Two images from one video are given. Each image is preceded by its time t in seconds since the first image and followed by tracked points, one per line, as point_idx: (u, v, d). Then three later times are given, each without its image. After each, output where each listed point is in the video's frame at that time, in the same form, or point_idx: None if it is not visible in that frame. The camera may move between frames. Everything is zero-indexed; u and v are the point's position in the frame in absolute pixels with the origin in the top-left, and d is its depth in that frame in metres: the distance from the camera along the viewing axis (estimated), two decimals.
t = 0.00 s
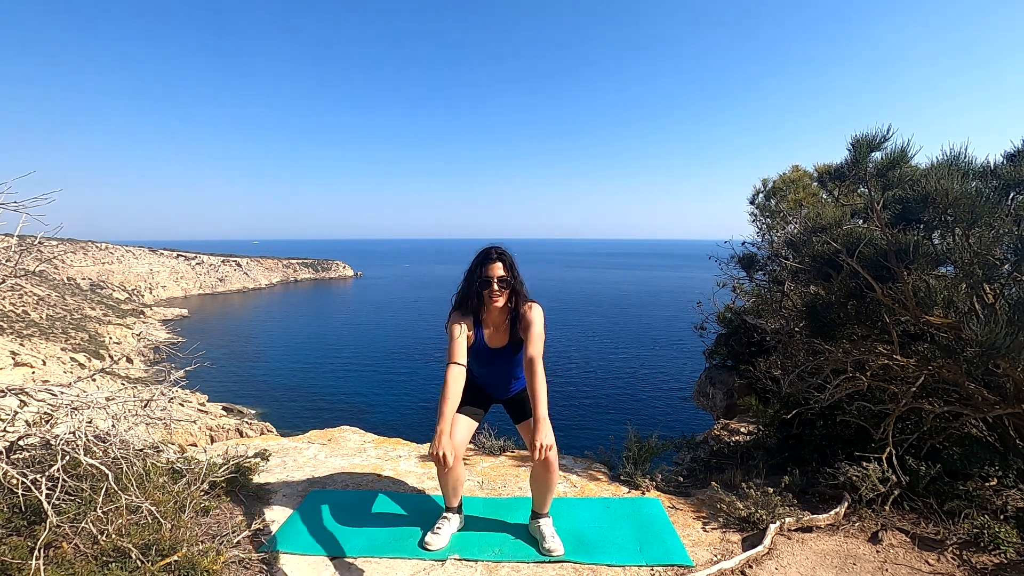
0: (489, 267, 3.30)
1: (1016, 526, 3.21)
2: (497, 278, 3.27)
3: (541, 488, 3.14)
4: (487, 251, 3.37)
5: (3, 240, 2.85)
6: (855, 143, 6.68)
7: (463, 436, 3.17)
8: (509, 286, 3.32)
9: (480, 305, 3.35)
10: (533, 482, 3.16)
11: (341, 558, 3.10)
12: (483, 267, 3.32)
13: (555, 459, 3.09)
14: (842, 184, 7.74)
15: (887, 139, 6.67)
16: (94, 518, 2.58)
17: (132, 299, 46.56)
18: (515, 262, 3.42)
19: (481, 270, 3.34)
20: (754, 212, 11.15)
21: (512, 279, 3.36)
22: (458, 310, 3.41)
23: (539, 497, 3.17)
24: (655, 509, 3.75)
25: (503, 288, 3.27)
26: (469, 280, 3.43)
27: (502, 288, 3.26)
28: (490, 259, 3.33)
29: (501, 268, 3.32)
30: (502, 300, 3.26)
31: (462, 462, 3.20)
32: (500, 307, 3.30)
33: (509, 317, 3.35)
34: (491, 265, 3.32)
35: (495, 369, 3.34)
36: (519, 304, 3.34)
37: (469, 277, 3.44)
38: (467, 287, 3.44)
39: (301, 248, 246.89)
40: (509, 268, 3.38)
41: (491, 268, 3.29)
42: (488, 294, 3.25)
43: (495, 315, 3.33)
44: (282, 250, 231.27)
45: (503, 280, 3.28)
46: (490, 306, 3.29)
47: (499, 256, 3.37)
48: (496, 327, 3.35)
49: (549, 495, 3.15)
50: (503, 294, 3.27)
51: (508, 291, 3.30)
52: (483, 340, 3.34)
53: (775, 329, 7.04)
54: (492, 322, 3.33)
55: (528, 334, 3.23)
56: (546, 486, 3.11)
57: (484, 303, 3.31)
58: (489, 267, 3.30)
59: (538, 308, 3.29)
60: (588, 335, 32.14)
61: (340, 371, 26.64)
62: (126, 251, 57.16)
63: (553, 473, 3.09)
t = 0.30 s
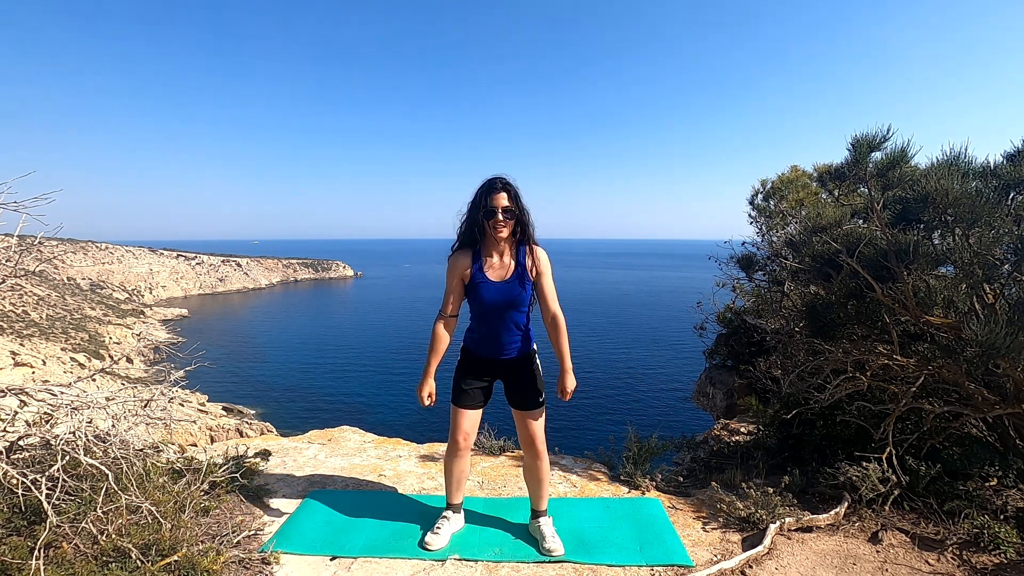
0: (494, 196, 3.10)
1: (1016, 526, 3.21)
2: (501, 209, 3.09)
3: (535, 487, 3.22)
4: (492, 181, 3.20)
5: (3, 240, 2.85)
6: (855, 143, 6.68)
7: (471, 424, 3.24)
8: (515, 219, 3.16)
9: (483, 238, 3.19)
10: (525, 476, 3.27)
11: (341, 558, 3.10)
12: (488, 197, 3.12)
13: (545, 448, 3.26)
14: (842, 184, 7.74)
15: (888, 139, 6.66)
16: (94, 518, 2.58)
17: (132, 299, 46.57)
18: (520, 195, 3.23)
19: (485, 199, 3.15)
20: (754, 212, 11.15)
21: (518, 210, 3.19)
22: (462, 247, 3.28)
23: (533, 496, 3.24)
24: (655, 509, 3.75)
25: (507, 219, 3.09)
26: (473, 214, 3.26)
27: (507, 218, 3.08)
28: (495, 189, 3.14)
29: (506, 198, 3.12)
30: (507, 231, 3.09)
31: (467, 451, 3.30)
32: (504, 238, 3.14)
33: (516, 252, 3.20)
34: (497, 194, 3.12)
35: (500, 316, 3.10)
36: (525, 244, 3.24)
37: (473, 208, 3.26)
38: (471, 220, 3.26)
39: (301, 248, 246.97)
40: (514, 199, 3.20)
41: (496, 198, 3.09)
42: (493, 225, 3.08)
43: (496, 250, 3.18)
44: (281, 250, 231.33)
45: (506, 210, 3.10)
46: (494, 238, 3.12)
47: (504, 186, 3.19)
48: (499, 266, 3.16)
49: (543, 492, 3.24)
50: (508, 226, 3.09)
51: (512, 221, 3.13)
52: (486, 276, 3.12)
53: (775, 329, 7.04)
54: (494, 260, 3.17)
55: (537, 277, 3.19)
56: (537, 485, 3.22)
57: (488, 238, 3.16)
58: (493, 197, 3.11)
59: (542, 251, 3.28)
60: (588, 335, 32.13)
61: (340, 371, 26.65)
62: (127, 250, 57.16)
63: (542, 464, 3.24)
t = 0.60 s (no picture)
0: (495, 188, 3.13)
1: (1016, 526, 3.20)
2: (502, 200, 3.11)
3: (532, 483, 3.24)
4: (492, 173, 3.22)
5: (3, 240, 2.85)
6: (855, 143, 6.68)
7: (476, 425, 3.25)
8: (515, 210, 3.19)
9: (483, 228, 3.21)
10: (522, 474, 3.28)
11: (341, 558, 3.09)
12: (488, 189, 3.15)
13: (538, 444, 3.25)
14: (842, 184, 7.74)
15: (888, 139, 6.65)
16: (94, 518, 2.59)
17: (132, 299, 46.57)
18: (520, 189, 3.26)
19: (486, 190, 3.18)
20: (754, 211, 11.14)
21: (518, 202, 3.23)
22: (462, 236, 3.33)
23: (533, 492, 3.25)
24: (655, 509, 3.75)
25: (507, 210, 3.12)
26: (474, 205, 3.28)
27: (507, 210, 3.11)
28: (496, 181, 3.17)
29: (506, 190, 3.15)
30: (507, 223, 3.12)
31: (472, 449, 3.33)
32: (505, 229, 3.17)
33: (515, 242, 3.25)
34: (498, 186, 3.15)
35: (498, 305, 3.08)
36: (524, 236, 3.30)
37: (474, 200, 3.28)
38: (472, 211, 3.29)
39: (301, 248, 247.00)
40: (515, 192, 3.22)
41: (497, 190, 3.12)
42: (493, 217, 3.11)
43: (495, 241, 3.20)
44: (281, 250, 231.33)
45: (507, 202, 3.12)
46: (495, 229, 3.16)
47: (504, 179, 3.21)
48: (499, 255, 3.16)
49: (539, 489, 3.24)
50: (509, 218, 3.12)
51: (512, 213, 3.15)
52: (485, 264, 3.13)
53: (775, 329, 7.04)
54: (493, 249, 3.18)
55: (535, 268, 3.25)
56: (535, 481, 3.23)
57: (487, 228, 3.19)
58: (494, 189, 3.14)
59: (542, 244, 3.35)
60: (588, 335, 32.12)
61: (340, 371, 26.65)
62: (126, 251, 57.13)
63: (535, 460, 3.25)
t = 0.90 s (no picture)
0: (494, 190, 3.14)
1: (1016, 526, 3.20)
2: (501, 203, 3.11)
3: (532, 483, 3.24)
4: (492, 176, 3.22)
5: (3, 240, 2.85)
6: (855, 143, 6.68)
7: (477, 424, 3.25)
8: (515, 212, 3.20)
9: (483, 230, 3.22)
10: (522, 474, 3.29)
11: (341, 558, 3.10)
12: (488, 191, 3.16)
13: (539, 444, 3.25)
14: (842, 184, 7.74)
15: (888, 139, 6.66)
16: (94, 518, 2.59)
17: (132, 299, 46.59)
18: (520, 191, 3.26)
19: (486, 193, 3.19)
20: (754, 212, 11.14)
21: (518, 204, 3.23)
22: (463, 237, 3.35)
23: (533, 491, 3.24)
24: (655, 509, 3.75)
25: (507, 212, 3.12)
26: (474, 207, 3.29)
27: (507, 211, 3.11)
28: (496, 183, 3.18)
29: (506, 191, 3.16)
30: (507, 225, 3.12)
31: (473, 448, 3.33)
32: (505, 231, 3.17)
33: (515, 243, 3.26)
34: (498, 187, 3.16)
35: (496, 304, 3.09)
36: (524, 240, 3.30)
37: (475, 202, 3.28)
38: (472, 213, 3.30)
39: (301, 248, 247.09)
40: (514, 193, 3.23)
41: (496, 192, 3.12)
42: (493, 218, 3.11)
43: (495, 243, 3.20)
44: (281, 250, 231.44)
45: (507, 204, 3.13)
46: (495, 230, 3.16)
47: (505, 181, 3.22)
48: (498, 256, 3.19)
49: (540, 489, 3.24)
50: (509, 219, 3.13)
51: (512, 214, 3.15)
52: (485, 263, 3.14)
53: (775, 329, 7.04)
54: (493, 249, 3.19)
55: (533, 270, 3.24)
56: (535, 482, 3.23)
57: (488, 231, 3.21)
58: (494, 191, 3.14)
59: (541, 246, 3.35)
60: (589, 335, 32.11)
61: (340, 371, 26.65)
62: (126, 251, 57.12)
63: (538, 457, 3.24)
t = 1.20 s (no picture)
0: (496, 187, 3.12)
1: (1017, 526, 3.20)
2: (503, 199, 3.09)
3: (531, 483, 3.24)
4: (493, 173, 3.21)
5: (3, 240, 2.85)
6: (855, 143, 6.68)
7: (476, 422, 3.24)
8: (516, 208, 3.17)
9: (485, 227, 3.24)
10: (522, 474, 3.29)
11: (341, 558, 3.10)
12: (490, 188, 3.15)
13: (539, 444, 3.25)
14: (842, 184, 7.74)
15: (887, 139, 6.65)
16: (94, 518, 2.58)
17: (133, 299, 46.62)
18: (522, 186, 3.24)
19: (487, 190, 3.18)
20: (754, 211, 11.13)
21: (519, 200, 3.21)
22: (464, 233, 3.35)
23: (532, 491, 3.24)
24: (655, 509, 3.75)
25: (508, 209, 3.09)
26: (476, 204, 3.29)
27: (508, 208, 3.09)
28: (497, 179, 3.16)
29: (507, 188, 3.13)
30: (508, 220, 3.10)
31: (473, 448, 3.32)
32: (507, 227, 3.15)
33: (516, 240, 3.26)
34: (500, 184, 3.14)
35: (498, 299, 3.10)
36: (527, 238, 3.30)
37: (477, 199, 3.28)
38: (474, 210, 3.31)
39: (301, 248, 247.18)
40: (516, 189, 3.21)
41: (497, 188, 3.11)
42: (493, 215, 3.10)
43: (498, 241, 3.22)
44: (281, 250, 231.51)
45: (508, 201, 3.10)
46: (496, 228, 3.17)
47: (507, 177, 3.20)
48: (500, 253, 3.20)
49: (540, 489, 3.24)
50: (509, 215, 3.10)
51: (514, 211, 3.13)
52: (487, 261, 3.15)
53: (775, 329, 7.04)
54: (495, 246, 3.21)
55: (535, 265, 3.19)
56: (534, 482, 3.23)
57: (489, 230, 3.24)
58: (495, 187, 3.13)
59: (545, 242, 3.30)
60: (589, 335, 32.11)
61: (340, 371, 26.66)
62: (127, 251, 57.16)
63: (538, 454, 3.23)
